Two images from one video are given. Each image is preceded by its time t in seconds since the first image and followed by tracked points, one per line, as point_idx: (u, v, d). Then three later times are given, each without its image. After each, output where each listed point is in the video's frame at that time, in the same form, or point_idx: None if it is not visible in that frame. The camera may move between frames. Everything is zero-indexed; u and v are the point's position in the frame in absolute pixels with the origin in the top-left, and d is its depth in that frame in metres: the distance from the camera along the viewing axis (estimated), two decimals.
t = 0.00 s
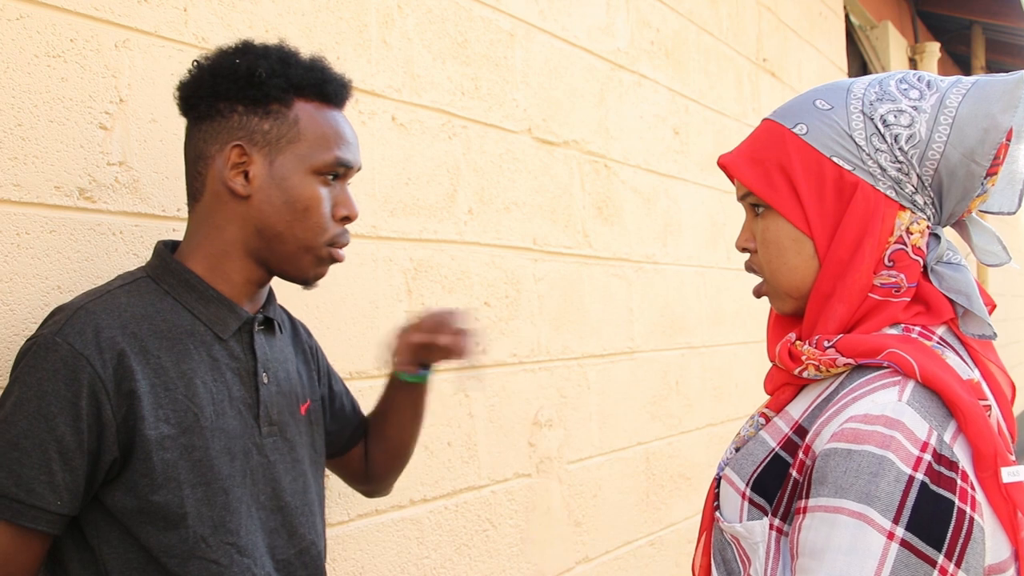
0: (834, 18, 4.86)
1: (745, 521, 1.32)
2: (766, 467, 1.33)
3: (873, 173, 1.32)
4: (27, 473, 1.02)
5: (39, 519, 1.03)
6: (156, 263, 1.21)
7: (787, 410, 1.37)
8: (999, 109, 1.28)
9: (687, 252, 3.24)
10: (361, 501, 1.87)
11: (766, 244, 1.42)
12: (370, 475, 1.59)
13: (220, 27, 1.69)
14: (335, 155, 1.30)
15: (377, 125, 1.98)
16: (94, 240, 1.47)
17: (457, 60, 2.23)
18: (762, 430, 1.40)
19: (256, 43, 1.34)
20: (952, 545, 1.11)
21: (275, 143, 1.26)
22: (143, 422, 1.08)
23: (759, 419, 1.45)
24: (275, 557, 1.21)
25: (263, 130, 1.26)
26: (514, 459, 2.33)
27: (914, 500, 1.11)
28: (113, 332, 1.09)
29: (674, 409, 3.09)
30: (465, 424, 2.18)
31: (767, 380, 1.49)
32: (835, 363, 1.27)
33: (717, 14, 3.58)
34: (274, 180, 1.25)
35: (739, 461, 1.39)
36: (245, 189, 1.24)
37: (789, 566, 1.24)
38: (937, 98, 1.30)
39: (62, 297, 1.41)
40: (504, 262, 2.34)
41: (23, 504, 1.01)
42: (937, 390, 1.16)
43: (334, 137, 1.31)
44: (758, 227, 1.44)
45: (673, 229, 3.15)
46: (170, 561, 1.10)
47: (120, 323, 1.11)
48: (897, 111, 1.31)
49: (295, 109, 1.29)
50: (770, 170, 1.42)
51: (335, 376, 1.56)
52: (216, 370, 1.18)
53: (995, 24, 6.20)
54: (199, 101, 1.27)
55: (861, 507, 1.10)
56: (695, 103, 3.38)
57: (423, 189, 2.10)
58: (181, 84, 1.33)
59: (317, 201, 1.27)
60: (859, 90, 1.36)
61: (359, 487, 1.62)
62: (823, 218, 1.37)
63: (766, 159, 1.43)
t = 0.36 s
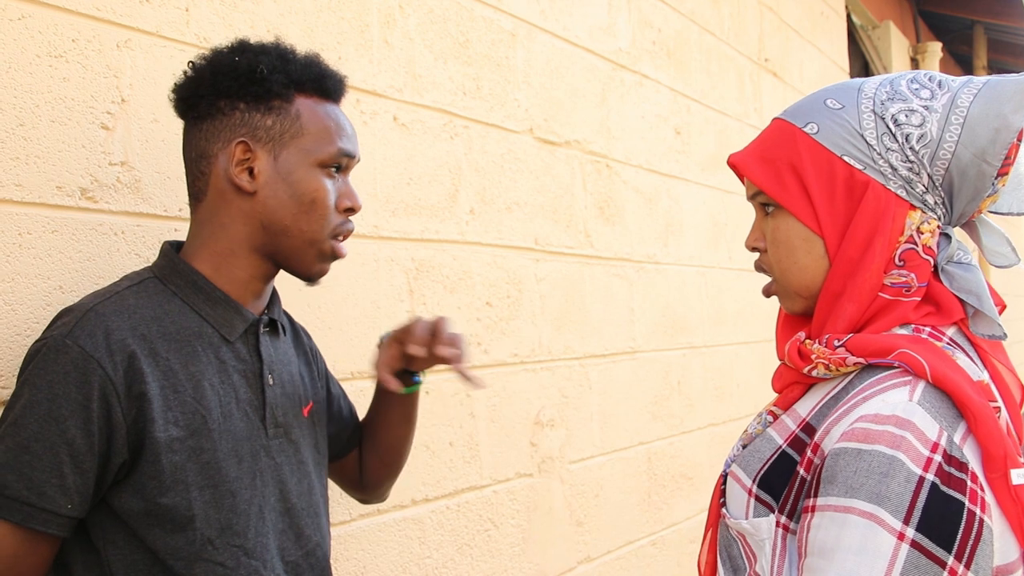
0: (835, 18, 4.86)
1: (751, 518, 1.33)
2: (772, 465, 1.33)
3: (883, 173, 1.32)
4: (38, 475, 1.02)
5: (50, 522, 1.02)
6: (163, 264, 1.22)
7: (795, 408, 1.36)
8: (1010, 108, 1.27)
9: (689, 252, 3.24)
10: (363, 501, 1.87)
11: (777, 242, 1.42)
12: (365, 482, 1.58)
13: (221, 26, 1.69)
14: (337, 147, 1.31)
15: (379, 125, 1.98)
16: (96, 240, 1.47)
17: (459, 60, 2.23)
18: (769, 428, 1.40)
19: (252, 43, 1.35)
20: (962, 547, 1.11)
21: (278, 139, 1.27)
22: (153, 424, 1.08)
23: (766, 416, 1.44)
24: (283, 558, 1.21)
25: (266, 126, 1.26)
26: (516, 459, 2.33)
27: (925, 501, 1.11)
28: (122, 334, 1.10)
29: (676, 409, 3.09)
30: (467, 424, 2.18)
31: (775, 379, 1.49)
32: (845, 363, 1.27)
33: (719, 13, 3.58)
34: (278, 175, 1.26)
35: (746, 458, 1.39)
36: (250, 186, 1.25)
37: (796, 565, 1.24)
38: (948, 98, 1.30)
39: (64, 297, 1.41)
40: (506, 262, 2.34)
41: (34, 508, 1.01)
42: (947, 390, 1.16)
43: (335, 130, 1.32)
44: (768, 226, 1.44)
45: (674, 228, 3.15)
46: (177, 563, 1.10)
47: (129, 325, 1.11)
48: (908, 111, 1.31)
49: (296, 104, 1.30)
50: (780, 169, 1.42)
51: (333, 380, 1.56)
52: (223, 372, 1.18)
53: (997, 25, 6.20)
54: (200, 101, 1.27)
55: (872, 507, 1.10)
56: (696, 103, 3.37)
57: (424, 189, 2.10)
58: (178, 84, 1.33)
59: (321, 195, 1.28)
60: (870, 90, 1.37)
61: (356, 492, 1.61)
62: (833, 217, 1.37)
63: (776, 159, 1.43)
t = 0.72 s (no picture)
0: (838, 18, 4.85)
1: (759, 515, 1.33)
2: (780, 462, 1.33)
3: (887, 173, 1.32)
4: (40, 476, 1.02)
5: (51, 523, 1.03)
6: (168, 264, 1.22)
7: (801, 406, 1.36)
8: (1010, 103, 1.28)
9: (691, 252, 3.24)
10: (365, 501, 1.87)
11: (784, 248, 1.41)
12: (368, 474, 1.58)
13: (224, 27, 1.69)
14: (321, 127, 1.31)
15: (381, 125, 1.98)
16: (99, 240, 1.47)
17: (461, 60, 2.24)
18: (775, 426, 1.40)
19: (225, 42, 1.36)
20: (971, 544, 1.11)
21: (263, 126, 1.27)
22: (155, 426, 1.08)
23: (772, 414, 1.44)
24: (286, 560, 1.21)
25: (248, 117, 1.27)
26: (519, 459, 2.33)
27: (936, 498, 1.11)
28: (126, 334, 1.10)
29: (678, 409, 3.09)
30: (469, 424, 2.18)
31: (783, 377, 1.48)
32: (853, 361, 1.27)
33: (721, 13, 3.58)
34: (267, 162, 1.26)
35: (753, 456, 1.39)
36: (242, 177, 1.25)
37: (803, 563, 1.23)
38: (947, 95, 1.31)
39: (67, 297, 1.41)
40: (509, 262, 2.34)
41: (36, 508, 1.01)
42: (957, 388, 1.16)
43: (318, 112, 1.32)
44: (775, 234, 1.43)
45: (677, 229, 3.15)
46: (180, 564, 1.10)
47: (132, 325, 1.11)
48: (908, 110, 1.31)
49: (274, 91, 1.30)
50: (785, 174, 1.41)
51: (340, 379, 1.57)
52: (227, 373, 1.18)
53: (1002, 25, 6.19)
54: (181, 105, 1.28)
55: (882, 504, 1.10)
56: (698, 103, 3.37)
57: (427, 189, 2.10)
58: (162, 95, 1.34)
59: (314, 176, 1.28)
60: (868, 91, 1.37)
61: (355, 485, 1.61)
62: (840, 220, 1.36)
63: (780, 165, 1.43)
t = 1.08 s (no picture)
0: (839, 18, 4.85)
1: (764, 501, 1.31)
2: (785, 450, 1.32)
3: (896, 173, 1.30)
4: (48, 475, 1.01)
5: (60, 521, 1.02)
6: (170, 263, 1.22)
7: (806, 398, 1.35)
8: (1011, 103, 1.27)
9: (693, 251, 3.24)
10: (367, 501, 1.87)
11: (794, 249, 1.38)
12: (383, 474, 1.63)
13: (224, 26, 1.69)
14: (317, 129, 1.31)
15: (382, 125, 1.98)
16: (100, 240, 1.47)
17: (462, 59, 2.23)
18: (781, 417, 1.39)
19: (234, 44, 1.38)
20: (955, 525, 1.08)
21: (255, 125, 1.27)
22: (162, 423, 1.08)
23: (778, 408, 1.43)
24: (285, 559, 1.22)
25: (241, 115, 1.27)
26: (520, 459, 2.33)
27: (923, 479, 1.08)
28: (131, 332, 1.10)
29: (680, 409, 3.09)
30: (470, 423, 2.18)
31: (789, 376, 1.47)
32: (859, 352, 1.26)
33: (722, 13, 3.57)
34: (258, 161, 1.26)
35: (758, 446, 1.38)
36: (231, 175, 1.25)
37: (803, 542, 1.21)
38: (952, 96, 1.29)
39: (68, 297, 1.41)
40: (510, 262, 2.34)
41: (45, 507, 1.01)
42: (958, 376, 1.14)
43: (314, 112, 1.32)
44: (783, 235, 1.40)
45: (678, 228, 3.15)
46: (185, 562, 1.10)
47: (137, 323, 1.11)
48: (914, 111, 1.29)
49: (272, 92, 1.30)
50: (792, 174, 1.38)
51: (341, 377, 1.58)
52: (229, 371, 1.18)
53: (1004, 24, 6.19)
54: (186, 106, 1.32)
55: (866, 481, 1.08)
56: (700, 102, 3.37)
57: (428, 189, 2.10)
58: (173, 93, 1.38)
59: (303, 176, 1.27)
60: (874, 92, 1.35)
61: (367, 483, 1.66)
62: (850, 223, 1.34)
63: (788, 165, 1.39)
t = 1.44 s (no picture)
0: (841, 18, 4.85)
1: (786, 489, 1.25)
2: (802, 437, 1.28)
3: (893, 178, 1.29)
4: (42, 469, 1.02)
5: (51, 515, 1.02)
6: (180, 264, 1.23)
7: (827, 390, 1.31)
8: (1000, 97, 1.27)
9: (694, 252, 3.24)
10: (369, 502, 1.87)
11: (799, 262, 1.35)
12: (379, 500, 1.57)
13: (226, 27, 1.69)
14: (340, 137, 1.31)
15: (384, 125, 1.98)
16: (102, 241, 1.47)
17: (464, 60, 2.24)
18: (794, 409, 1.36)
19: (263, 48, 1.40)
20: (962, 517, 1.08)
21: (279, 128, 1.28)
22: (158, 422, 1.08)
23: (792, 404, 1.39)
24: (283, 561, 1.22)
25: (266, 118, 1.28)
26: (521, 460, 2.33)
27: (938, 470, 1.08)
28: (130, 330, 1.10)
29: (681, 409, 3.09)
30: (472, 424, 2.18)
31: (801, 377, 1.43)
32: (888, 351, 1.21)
33: (724, 13, 3.57)
34: (279, 164, 1.26)
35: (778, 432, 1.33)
36: (251, 176, 1.26)
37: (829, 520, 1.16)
38: (940, 97, 1.29)
39: (71, 298, 1.41)
40: (511, 262, 2.34)
41: (35, 500, 1.01)
42: (990, 379, 1.12)
43: (339, 120, 1.32)
44: (787, 249, 1.38)
45: (680, 229, 3.15)
46: (182, 561, 1.10)
47: (137, 322, 1.11)
48: (904, 115, 1.29)
49: (298, 97, 1.31)
50: (790, 189, 1.37)
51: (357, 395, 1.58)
52: (232, 373, 1.18)
53: (1006, 24, 6.19)
54: (210, 104, 1.33)
55: (878, 464, 1.09)
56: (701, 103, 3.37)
57: (430, 189, 2.10)
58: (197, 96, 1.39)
59: (325, 182, 1.27)
60: (863, 101, 1.35)
61: (366, 511, 1.60)
62: (853, 233, 1.32)
63: (786, 181, 1.38)
